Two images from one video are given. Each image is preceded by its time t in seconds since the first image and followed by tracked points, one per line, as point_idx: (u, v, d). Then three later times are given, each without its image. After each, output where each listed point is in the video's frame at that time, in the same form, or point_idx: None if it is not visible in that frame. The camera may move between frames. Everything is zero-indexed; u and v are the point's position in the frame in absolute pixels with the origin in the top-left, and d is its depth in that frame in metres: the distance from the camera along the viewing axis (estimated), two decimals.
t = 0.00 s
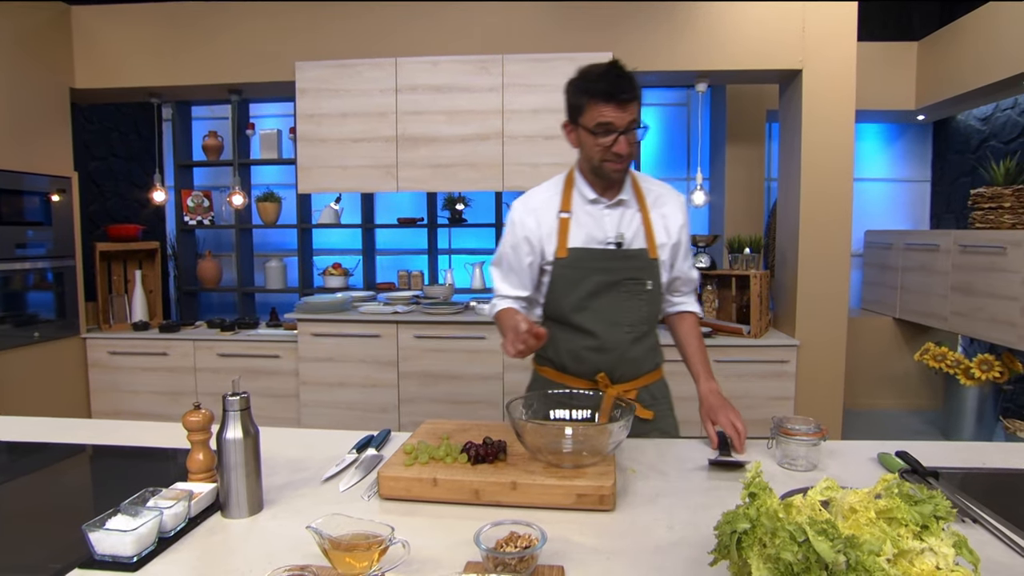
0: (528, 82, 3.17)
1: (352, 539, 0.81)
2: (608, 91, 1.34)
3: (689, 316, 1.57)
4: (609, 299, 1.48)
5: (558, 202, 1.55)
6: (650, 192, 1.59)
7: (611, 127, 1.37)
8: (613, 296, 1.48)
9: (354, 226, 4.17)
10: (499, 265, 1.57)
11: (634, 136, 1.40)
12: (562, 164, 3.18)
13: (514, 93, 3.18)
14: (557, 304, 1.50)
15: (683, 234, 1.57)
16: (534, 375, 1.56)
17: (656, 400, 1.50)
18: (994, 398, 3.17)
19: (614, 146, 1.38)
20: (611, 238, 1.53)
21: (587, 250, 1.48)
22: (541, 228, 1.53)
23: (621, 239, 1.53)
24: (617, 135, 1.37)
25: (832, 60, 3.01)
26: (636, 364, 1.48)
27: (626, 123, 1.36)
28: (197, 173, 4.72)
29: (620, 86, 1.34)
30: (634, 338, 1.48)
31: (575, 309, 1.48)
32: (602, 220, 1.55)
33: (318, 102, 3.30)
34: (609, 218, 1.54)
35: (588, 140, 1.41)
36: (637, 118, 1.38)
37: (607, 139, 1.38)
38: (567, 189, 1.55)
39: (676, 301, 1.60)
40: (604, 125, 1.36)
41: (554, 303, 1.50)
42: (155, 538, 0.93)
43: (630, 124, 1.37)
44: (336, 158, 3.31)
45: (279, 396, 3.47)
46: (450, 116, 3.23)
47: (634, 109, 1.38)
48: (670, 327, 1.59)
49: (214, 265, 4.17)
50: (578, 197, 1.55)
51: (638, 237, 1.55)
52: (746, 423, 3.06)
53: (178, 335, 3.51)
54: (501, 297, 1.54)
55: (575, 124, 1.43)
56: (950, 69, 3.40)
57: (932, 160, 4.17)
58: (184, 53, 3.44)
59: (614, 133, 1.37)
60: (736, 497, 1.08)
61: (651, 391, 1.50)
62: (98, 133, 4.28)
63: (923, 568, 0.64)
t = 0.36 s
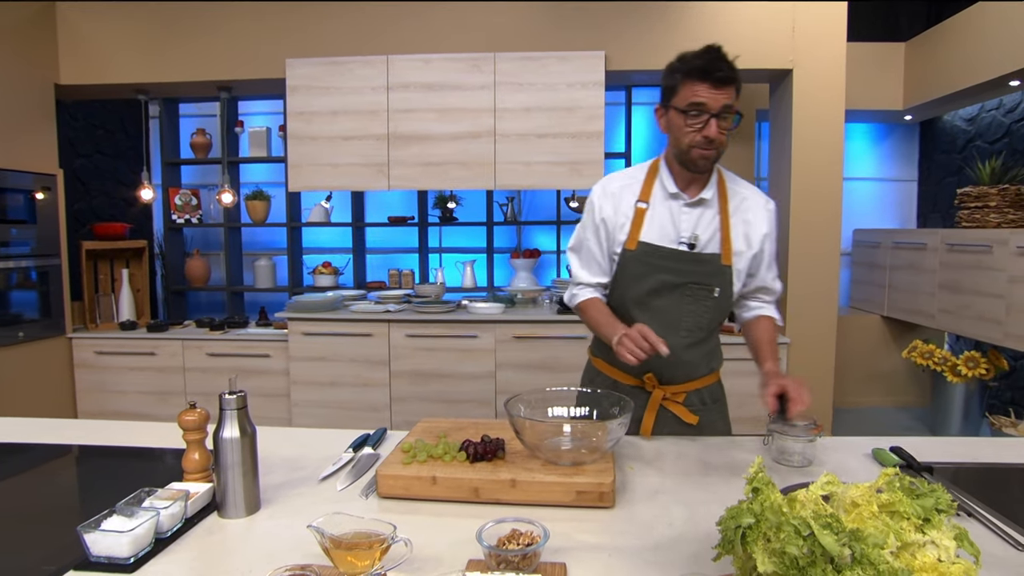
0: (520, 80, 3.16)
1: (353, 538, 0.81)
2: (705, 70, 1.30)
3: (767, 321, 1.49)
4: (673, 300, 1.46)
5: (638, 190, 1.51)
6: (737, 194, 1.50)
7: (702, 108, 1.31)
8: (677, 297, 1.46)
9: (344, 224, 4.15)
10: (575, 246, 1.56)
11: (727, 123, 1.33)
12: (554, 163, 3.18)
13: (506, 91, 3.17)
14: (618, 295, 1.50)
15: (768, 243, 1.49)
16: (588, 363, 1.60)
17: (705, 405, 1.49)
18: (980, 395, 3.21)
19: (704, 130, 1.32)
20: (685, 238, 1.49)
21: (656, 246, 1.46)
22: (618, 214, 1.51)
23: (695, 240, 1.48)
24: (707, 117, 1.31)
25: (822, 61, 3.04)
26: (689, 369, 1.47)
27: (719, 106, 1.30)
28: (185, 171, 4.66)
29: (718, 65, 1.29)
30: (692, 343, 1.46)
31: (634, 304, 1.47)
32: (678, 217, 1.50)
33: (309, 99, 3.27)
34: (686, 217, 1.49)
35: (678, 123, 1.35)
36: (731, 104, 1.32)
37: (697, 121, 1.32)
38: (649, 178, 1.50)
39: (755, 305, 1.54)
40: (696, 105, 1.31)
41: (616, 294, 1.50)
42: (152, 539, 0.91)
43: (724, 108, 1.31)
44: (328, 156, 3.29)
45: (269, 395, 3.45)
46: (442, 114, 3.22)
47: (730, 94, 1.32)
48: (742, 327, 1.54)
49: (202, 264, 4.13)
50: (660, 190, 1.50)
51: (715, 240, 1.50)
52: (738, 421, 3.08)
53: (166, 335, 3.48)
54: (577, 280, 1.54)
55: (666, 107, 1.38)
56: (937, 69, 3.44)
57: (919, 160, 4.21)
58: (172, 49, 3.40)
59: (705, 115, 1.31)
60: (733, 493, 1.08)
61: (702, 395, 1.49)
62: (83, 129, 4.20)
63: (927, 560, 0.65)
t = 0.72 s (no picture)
0: (508, 80, 3.16)
1: (353, 539, 0.80)
2: (768, 77, 1.23)
3: (841, 359, 1.26)
4: (693, 310, 1.46)
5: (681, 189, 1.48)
6: (785, 212, 1.44)
7: (757, 117, 1.25)
8: (697, 307, 1.46)
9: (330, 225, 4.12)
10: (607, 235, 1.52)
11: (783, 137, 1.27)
12: (541, 163, 3.19)
13: (494, 91, 3.17)
14: (639, 295, 1.50)
15: (815, 265, 1.41)
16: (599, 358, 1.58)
17: (709, 414, 1.53)
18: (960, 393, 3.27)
19: (756, 140, 1.27)
20: (719, 248, 1.45)
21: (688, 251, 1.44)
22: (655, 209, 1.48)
23: (729, 252, 1.44)
24: (762, 128, 1.25)
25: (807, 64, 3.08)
26: (697, 378, 1.51)
27: (777, 118, 1.24)
28: (167, 171, 4.59)
29: (784, 75, 1.22)
30: (704, 354, 1.49)
31: (653, 307, 1.49)
32: (715, 226, 1.45)
33: (295, 98, 3.25)
34: (724, 227, 1.44)
35: (731, 127, 1.30)
36: (792, 117, 1.25)
37: (750, 129, 1.27)
38: (694, 178, 1.47)
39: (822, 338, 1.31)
40: (751, 113, 1.25)
41: (637, 294, 1.50)
42: (145, 543, 0.90)
43: (781, 121, 1.25)
44: (314, 156, 3.27)
45: (254, 397, 3.41)
46: (429, 114, 3.21)
47: (792, 107, 1.25)
48: (810, 369, 1.29)
49: (185, 264, 4.07)
50: (705, 193, 1.45)
51: (751, 254, 1.46)
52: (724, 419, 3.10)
53: (149, 337, 3.42)
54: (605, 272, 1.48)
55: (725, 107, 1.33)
56: (918, 73, 3.50)
57: (900, 161, 4.28)
58: (155, 47, 3.36)
59: (760, 124, 1.26)
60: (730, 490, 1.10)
61: (707, 403, 1.52)
62: (62, 127, 4.12)
63: (923, 553, 0.67)
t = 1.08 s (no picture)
0: (496, 82, 3.17)
1: (355, 542, 0.80)
2: (808, 113, 1.07)
3: (872, 394, 1.20)
4: (708, 336, 1.46)
5: (709, 212, 1.35)
6: (810, 238, 1.35)
7: (793, 158, 1.11)
8: (712, 333, 1.46)
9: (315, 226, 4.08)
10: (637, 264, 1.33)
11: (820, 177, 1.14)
12: (530, 165, 3.19)
13: (482, 93, 3.18)
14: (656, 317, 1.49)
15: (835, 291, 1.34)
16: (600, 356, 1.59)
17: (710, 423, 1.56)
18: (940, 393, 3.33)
19: (790, 182, 1.13)
20: (741, 280, 1.38)
21: (707, 285, 1.39)
22: (682, 234, 1.35)
23: (751, 284, 1.37)
24: (798, 169, 1.11)
25: (791, 69, 3.12)
26: (702, 394, 1.51)
27: (816, 159, 1.10)
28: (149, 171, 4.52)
29: (828, 113, 1.06)
30: (711, 377, 1.49)
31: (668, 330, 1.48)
32: (737, 255, 1.37)
33: (281, 99, 3.22)
34: (746, 259, 1.37)
35: (763, 161, 1.17)
36: (832, 158, 1.11)
37: (784, 169, 1.13)
38: (722, 199, 1.34)
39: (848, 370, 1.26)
40: (787, 152, 1.11)
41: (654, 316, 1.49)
42: (142, 549, 0.88)
43: (820, 162, 1.11)
44: (301, 157, 3.24)
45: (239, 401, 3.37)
46: (418, 116, 3.21)
47: (833, 146, 1.10)
48: (833, 401, 1.25)
49: (168, 267, 4.01)
50: (730, 219, 1.34)
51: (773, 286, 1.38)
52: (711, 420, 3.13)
53: (131, 340, 3.37)
54: (642, 308, 1.25)
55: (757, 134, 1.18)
56: (899, 78, 3.56)
57: (881, 165, 4.36)
58: (138, 46, 3.31)
59: (795, 166, 1.12)
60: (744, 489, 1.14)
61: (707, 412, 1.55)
62: (40, 127, 4.01)
63: (923, 547, 0.69)
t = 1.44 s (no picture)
0: (485, 84, 3.17)
1: (359, 545, 0.79)
2: (797, 133, 1.07)
3: (854, 402, 1.23)
4: (703, 349, 1.49)
5: (703, 228, 1.33)
6: (805, 249, 1.34)
7: (782, 177, 1.12)
8: (706, 347, 1.48)
9: (299, 228, 4.04)
10: (637, 284, 1.29)
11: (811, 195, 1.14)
12: (518, 167, 3.20)
13: (471, 95, 3.17)
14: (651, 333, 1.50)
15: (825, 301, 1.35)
16: (592, 357, 1.60)
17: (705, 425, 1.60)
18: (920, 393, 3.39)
19: (780, 201, 1.14)
20: (736, 298, 1.38)
21: (701, 304, 1.41)
22: (677, 253, 1.33)
23: (746, 301, 1.38)
24: (787, 188, 1.12)
25: (776, 74, 3.16)
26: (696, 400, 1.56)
27: (805, 178, 1.11)
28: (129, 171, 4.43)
29: (815, 130, 1.07)
30: (705, 384, 1.54)
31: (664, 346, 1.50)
32: (732, 273, 1.37)
33: (267, 99, 3.19)
34: (740, 278, 1.37)
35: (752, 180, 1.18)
36: (822, 176, 1.12)
37: (774, 189, 1.14)
38: (714, 216, 1.32)
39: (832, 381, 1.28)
40: (777, 173, 1.11)
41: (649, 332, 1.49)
42: (139, 555, 0.86)
43: (810, 180, 1.11)
44: (287, 158, 3.21)
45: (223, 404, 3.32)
46: (406, 117, 3.19)
47: (823, 164, 1.11)
48: (817, 410, 1.28)
49: (149, 268, 3.94)
50: (724, 237, 1.33)
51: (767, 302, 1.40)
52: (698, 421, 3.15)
53: (112, 343, 3.30)
54: (646, 332, 1.21)
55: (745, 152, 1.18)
56: (881, 83, 3.62)
57: (862, 169, 4.43)
58: (120, 44, 3.25)
59: (785, 185, 1.12)
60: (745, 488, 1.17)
61: (701, 415, 1.58)
62: (15, 124, 3.99)
63: (926, 543, 0.71)
